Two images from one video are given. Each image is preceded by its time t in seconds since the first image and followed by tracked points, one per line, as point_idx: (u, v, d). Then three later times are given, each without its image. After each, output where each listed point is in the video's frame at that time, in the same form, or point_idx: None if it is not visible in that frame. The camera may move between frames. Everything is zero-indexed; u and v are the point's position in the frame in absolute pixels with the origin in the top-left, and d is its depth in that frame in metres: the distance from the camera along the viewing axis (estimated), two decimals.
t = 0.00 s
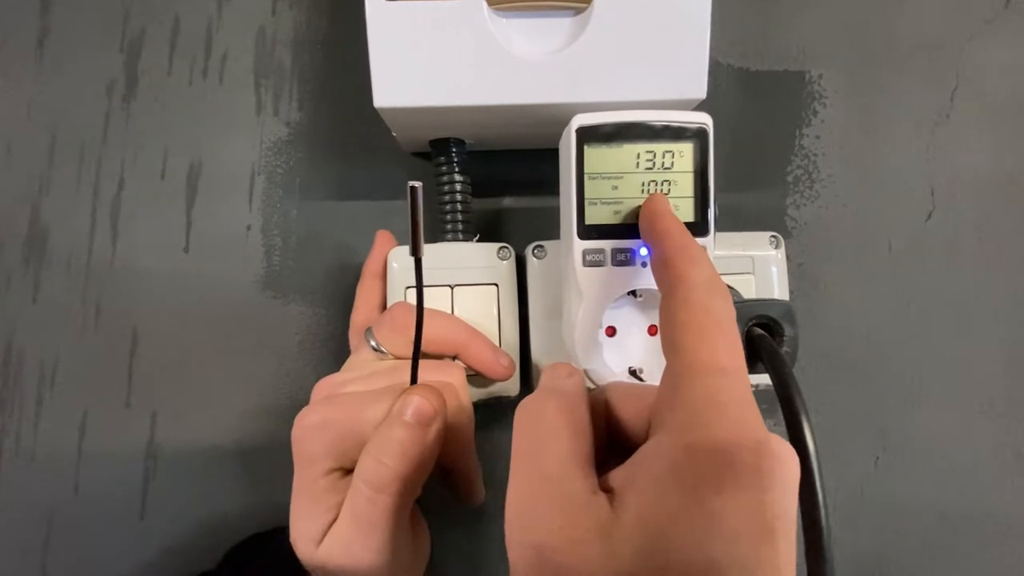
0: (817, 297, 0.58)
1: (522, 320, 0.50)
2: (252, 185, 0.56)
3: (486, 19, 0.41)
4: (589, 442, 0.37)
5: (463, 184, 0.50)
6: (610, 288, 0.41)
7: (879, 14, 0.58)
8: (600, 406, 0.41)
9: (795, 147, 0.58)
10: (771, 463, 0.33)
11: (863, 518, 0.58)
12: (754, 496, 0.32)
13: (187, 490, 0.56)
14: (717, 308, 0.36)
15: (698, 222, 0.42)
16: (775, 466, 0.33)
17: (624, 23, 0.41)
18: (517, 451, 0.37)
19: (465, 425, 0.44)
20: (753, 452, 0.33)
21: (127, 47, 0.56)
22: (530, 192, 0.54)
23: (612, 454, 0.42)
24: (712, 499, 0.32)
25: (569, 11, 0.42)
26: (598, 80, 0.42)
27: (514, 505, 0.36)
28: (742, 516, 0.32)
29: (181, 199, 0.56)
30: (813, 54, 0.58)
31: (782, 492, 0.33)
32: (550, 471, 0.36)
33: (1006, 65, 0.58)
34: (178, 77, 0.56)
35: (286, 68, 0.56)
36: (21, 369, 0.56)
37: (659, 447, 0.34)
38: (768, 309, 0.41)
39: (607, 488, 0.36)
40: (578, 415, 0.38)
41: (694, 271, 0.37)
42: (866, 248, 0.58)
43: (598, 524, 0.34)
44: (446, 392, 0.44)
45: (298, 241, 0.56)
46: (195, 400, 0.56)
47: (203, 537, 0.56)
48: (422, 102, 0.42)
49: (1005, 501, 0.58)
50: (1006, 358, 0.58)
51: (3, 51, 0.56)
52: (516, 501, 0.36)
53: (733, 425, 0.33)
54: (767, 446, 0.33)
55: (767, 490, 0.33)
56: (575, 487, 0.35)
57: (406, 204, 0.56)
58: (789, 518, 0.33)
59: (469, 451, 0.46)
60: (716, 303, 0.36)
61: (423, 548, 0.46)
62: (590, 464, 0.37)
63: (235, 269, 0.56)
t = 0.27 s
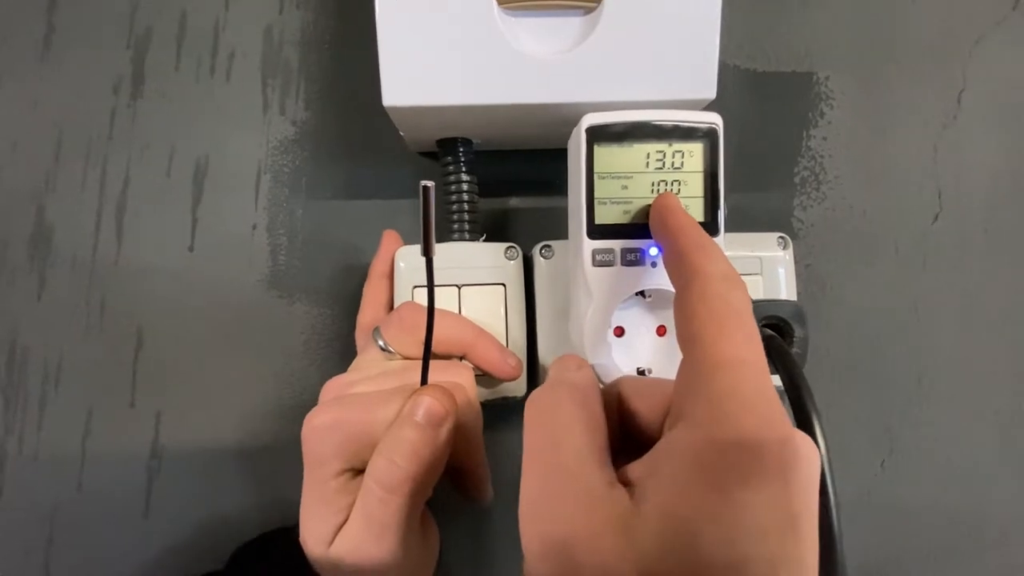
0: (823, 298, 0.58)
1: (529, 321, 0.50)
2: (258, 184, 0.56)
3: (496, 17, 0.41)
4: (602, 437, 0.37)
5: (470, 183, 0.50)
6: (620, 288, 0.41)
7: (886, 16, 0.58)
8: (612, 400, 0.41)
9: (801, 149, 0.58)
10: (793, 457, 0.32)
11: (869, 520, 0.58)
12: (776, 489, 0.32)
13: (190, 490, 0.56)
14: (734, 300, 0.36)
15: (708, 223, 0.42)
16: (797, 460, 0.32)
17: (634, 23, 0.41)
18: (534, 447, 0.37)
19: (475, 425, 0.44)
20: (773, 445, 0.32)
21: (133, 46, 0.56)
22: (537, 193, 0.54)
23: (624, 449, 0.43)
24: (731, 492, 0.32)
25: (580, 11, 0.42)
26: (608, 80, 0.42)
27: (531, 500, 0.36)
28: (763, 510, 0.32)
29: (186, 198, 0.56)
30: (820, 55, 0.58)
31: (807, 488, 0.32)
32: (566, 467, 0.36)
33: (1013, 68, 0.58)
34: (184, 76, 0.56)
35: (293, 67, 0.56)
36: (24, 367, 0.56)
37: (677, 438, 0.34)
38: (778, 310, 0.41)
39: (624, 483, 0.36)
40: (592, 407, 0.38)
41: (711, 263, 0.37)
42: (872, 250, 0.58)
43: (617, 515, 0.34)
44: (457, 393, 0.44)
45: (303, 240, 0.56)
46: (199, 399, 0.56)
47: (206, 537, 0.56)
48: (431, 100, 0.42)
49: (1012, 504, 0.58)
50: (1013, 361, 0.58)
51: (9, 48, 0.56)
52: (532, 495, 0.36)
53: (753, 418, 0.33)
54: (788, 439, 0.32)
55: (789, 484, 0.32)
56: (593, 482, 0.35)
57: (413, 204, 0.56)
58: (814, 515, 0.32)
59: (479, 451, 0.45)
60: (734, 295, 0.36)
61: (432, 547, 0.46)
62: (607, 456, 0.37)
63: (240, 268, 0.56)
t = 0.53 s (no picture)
0: (821, 304, 0.58)
1: (527, 325, 0.50)
2: (256, 186, 0.56)
3: (495, 22, 0.41)
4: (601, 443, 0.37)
5: (468, 187, 0.50)
6: (617, 292, 0.41)
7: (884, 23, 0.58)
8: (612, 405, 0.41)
9: (799, 155, 0.58)
10: (787, 465, 0.32)
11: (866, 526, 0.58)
12: (771, 497, 0.32)
13: (186, 493, 0.56)
14: (727, 308, 0.36)
15: (706, 228, 0.42)
16: (791, 468, 0.32)
17: (632, 29, 0.41)
18: (535, 452, 0.37)
19: (473, 430, 0.44)
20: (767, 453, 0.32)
21: (133, 47, 0.56)
22: (536, 197, 0.54)
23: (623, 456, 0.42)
24: (725, 500, 0.32)
25: (579, 16, 0.42)
26: (606, 85, 0.42)
27: (529, 507, 0.36)
28: (758, 518, 0.32)
29: (184, 199, 0.56)
30: (818, 61, 0.58)
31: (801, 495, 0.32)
32: (563, 473, 0.36)
33: (1009, 75, 0.59)
34: (184, 78, 0.56)
35: (292, 70, 0.56)
36: (21, 368, 0.56)
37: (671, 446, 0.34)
38: (775, 315, 0.41)
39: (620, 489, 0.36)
40: (587, 413, 0.38)
41: (704, 271, 0.37)
42: (870, 255, 0.58)
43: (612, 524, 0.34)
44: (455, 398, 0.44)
45: (302, 243, 0.56)
46: (196, 401, 0.56)
47: (202, 540, 0.56)
48: (430, 105, 0.42)
49: (1008, 510, 0.58)
50: (1010, 367, 0.58)
51: (9, 49, 0.56)
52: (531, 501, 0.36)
53: (746, 427, 0.33)
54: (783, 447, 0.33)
55: (784, 490, 0.32)
56: (589, 488, 0.35)
57: (411, 207, 0.56)
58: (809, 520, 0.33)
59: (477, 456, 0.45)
60: (727, 302, 0.36)
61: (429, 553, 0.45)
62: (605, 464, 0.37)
63: (238, 270, 0.56)
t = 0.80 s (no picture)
0: (813, 311, 0.58)
1: (519, 331, 0.50)
2: (248, 190, 0.56)
3: (488, 28, 0.41)
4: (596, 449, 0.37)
5: (461, 193, 0.49)
6: (609, 299, 0.41)
7: (876, 33, 0.59)
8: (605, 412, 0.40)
9: (792, 162, 0.58)
10: (766, 466, 0.32)
11: (858, 535, 0.58)
12: (753, 501, 0.32)
13: (174, 499, 0.55)
14: (699, 311, 0.35)
15: (697, 235, 0.42)
16: (770, 468, 0.32)
17: (625, 36, 0.41)
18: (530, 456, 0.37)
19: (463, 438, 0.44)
20: (743, 455, 0.32)
21: (126, 50, 0.56)
22: (529, 202, 0.54)
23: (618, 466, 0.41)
24: (704, 505, 0.32)
25: (572, 23, 0.42)
26: (598, 92, 0.42)
27: (517, 510, 0.36)
28: (741, 521, 0.32)
29: (176, 203, 0.56)
30: (811, 70, 0.58)
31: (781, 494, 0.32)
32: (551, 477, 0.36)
33: (1000, 85, 0.59)
34: (177, 81, 0.56)
35: (286, 74, 0.56)
36: (8, 372, 0.55)
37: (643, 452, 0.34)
38: (766, 323, 0.40)
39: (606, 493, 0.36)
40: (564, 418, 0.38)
41: (672, 274, 0.37)
42: (862, 263, 0.58)
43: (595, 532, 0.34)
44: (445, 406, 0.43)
45: (294, 247, 0.55)
46: (185, 406, 0.55)
47: (190, 547, 0.55)
48: (422, 110, 0.42)
49: (1000, 520, 0.58)
50: (1001, 376, 0.58)
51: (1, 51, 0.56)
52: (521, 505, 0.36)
53: (720, 431, 0.32)
54: (759, 449, 0.32)
55: (764, 491, 0.32)
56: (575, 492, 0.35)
57: (404, 212, 0.56)
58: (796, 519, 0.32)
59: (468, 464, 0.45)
60: (698, 305, 0.36)
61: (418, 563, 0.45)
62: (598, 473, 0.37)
63: (229, 274, 0.56)
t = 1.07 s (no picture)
0: (806, 319, 0.58)
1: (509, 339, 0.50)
2: (237, 197, 0.55)
3: (476, 35, 0.41)
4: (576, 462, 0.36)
5: (451, 200, 0.49)
6: (596, 308, 0.41)
7: (867, 40, 0.59)
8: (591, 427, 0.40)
9: (783, 169, 0.58)
10: (747, 474, 0.31)
11: (853, 544, 0.57)
12: (734, 510, 0.31)
13: (160, 509, 0.54)
14: (684, 316, 0.35)
15: (686, 243, 0.41)
16: (753, 476, 0.31)
17: (613, 43, 0.41)
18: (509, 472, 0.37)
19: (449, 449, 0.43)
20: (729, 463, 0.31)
21: (115, 57, 0.56)
22: (520, 209, 0.54)
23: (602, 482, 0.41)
24: (688, 516, 0.31)
25: (560, 30, 0.42)
26: (586, 99, 0.42)
27: (495, 527, 0.35)
28: (723, 530, 0.31)
29: (164, 210, 0.55)
30: (802, 77, 0.58)
31: (765, 503, 0.32)
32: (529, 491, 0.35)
33: (990, 92, 0.59)
34: (166, 88, 0.56)
35: (276, 81, 0.56)
36: None
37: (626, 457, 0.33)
38: (755, 332, 0.40)
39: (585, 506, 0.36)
40: (544, 429, 0.37)
41: (659, 278, 0.36)
42: (855, 270, 0.58)
43: (578, 544, 0.34)
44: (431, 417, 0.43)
45: (283, 254, 0.55)
46: (172, 415, 0.55)
47: (177, 558, 0.54)
48: (410, 117, 0.41)
49: (996, 528, 0.58)
50: (995, 382, 0.58)
51: None
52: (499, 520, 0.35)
53: (706, 440, 0.32)
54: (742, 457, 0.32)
55: (748, 500, 0.31)
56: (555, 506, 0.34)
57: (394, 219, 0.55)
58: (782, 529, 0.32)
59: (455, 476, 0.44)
60: (683, 311, 0.35)
61: None
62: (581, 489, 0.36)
63: (218, 282, 0.55)
